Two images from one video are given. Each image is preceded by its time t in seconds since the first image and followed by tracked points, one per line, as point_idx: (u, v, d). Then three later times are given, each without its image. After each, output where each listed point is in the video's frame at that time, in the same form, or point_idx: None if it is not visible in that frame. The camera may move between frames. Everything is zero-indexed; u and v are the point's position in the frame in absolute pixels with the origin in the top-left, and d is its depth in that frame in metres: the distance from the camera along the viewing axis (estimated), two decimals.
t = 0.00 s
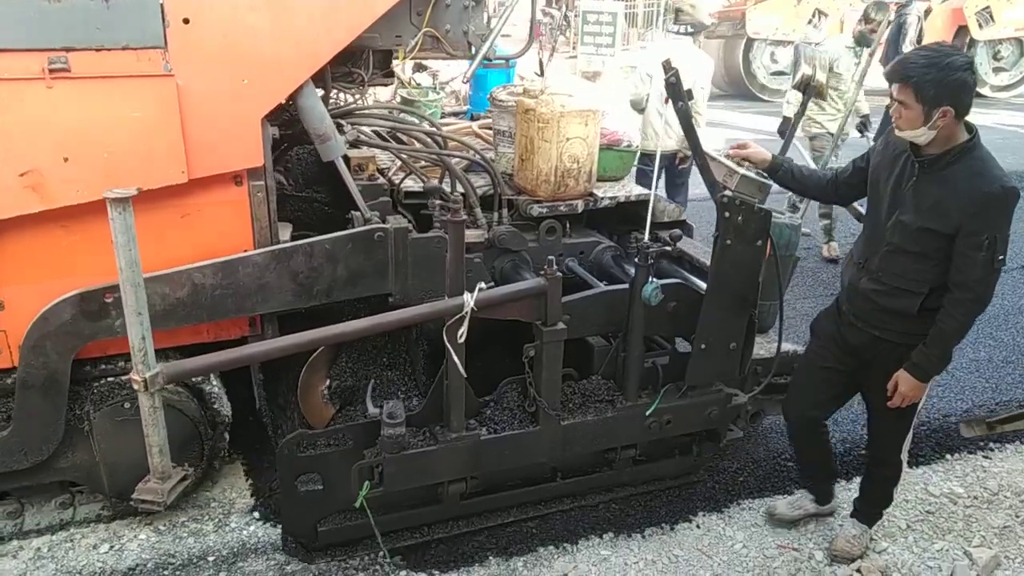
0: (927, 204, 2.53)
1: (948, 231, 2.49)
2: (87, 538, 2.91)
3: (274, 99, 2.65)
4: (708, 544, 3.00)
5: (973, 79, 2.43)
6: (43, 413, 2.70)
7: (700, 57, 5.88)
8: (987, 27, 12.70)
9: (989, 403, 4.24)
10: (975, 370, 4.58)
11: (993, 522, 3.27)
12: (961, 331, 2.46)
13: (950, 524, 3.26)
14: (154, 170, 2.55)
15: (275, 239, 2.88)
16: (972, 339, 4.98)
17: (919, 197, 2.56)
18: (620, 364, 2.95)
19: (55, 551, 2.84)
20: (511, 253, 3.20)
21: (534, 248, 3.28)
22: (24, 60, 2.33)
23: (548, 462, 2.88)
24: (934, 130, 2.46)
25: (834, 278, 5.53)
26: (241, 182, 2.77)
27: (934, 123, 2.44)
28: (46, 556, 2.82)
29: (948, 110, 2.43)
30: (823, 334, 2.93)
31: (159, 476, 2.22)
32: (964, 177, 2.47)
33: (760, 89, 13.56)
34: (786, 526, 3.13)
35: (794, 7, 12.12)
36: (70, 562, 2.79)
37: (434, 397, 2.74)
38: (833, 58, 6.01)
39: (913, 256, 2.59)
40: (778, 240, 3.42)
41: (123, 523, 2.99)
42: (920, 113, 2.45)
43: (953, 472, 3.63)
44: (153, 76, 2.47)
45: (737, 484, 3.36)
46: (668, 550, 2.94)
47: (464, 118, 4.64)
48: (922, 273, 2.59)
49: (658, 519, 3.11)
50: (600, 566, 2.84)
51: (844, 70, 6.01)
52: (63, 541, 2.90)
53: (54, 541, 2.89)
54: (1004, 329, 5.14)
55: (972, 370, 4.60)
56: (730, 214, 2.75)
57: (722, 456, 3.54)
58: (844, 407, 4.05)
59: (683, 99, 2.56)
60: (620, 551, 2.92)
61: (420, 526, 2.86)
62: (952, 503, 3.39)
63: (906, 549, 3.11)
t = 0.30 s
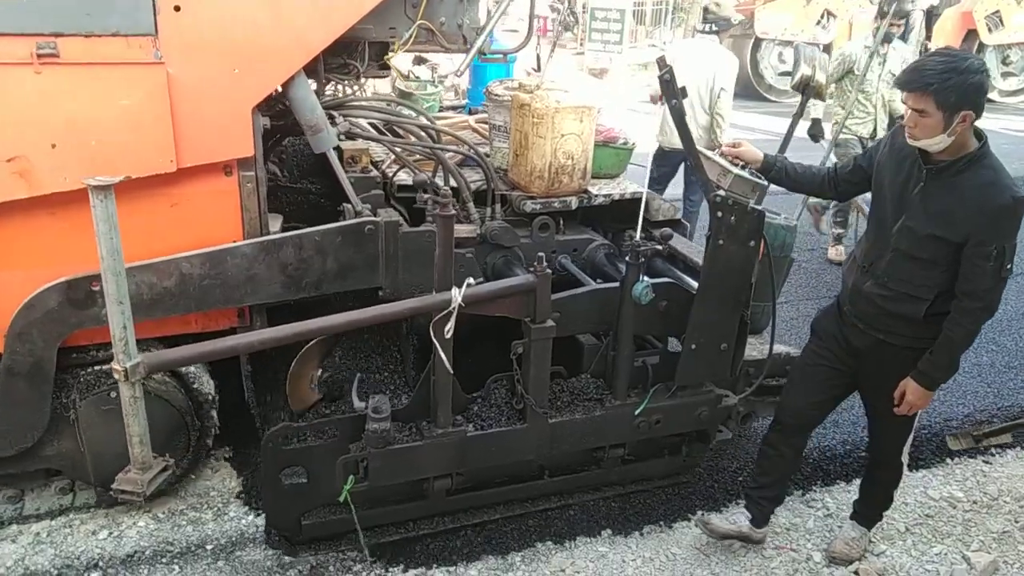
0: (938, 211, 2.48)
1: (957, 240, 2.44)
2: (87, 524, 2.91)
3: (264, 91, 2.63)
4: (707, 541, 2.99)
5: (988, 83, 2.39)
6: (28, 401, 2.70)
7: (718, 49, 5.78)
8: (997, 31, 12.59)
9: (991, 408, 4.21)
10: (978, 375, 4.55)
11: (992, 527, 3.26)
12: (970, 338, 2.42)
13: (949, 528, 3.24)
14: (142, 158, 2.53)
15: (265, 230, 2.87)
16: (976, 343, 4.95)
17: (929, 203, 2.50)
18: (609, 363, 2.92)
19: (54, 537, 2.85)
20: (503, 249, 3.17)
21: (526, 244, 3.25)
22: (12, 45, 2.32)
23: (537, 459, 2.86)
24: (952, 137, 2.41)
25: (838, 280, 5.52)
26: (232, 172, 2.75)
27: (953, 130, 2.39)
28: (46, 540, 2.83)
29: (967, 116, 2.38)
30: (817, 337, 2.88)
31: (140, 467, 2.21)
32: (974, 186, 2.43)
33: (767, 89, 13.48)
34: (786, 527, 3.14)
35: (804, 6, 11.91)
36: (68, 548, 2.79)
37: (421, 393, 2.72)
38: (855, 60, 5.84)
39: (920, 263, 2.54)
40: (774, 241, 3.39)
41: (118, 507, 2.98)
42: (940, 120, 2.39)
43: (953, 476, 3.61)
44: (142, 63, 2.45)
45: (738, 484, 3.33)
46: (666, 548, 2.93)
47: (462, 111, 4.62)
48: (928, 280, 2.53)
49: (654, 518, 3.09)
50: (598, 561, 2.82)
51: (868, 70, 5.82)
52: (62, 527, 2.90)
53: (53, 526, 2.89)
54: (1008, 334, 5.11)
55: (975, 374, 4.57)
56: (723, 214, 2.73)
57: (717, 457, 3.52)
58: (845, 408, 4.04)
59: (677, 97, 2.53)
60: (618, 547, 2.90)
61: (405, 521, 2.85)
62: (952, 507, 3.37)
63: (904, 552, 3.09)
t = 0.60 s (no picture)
0: (937, 224, 2.45)
1: (959, 251, 2.42)
2: (99, 529, 2.92)
3: (256, 100, 2.62)
4: (714, 550, 2.96)
5: (988, 95, 2.36)
6: (22, 409, 2.69)
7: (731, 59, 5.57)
8: (1006, 36, 12.59)
9: (1001, 414, 4.18)
10: (988, 382, 4.51)
11: (1003, 535, 3.23)
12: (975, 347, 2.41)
13: (959, 536, 3.21)
14: (136, 166, 2.53)
15: (260, 236, 2.86)
16: (986, 349, 4.91)
17: (927, 215, 2.48)
18: (604, 371, 2.90)
19: (62, 542, 2.85)
20: (498, 255, 3.17)
21: (522, 251, 3.24)
22: (6, 54, 2.32)
23: (531, 467, 2.84)
24: (952, 150, 2.38)
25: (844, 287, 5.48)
26: (226, 179, 2.75)
27: (954, 143, 2.37)
28: (55, 545, 2.83)
29: (968, 128, 2.36)
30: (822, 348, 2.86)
31: (129, 475, 2.22)
32: (972, 199, 2.40)
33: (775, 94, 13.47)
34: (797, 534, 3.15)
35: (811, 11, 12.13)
36: (78, 553, 2.80)
37: (415, 402, 2.72)
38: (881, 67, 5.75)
39: (925, 275, 2.51)
40: (772, 247, 3.38)
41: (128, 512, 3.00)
42: (940, 133, 2.36)
43: (963, 483, 3.58)
44: (135, 72, 2.45)
45: (746, 491, 3.31)
46: (674, 555, 2.90)
47: (462, 118, 4.62)
48: (933, 290, 2.51)
49: (662, 524, 3.07)
50: (605, 568, 2.80)
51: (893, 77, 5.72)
52: (70, 532, 2.90)
53: (62, 531, 2.89)
54: (1019, 340, 5.07)
55: (985, 381, 4.53)
56: (718, 221, 2.70)
57: (721, 464, 3.49)
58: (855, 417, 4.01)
59: (671, 103, 2.53)
60: (625, 554, 2.89)
61: (399, 530, 2.83)
62: (961, 515, 3.35)
63: (914, 559, 3.07)
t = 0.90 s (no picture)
0: (925, 238, 2.44)
1: (944, 264, 2.41)
2: (103, 534, 2.97)
3: (251, 105, 2.63)
4: (720, 560, 2.94)
5: (961, 106, 2.35)
6: (15, 414, 2.69)
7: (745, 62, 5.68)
8: (1014, 46, 12.73)
9: (1009, 425, 4.15)
10: (995, 392, 4.49)
11: (1010, 547, 3.22)
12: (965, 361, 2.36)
13: (966, 547, 3.21)
14: (129, 172, 2.53)
15: (254, 243, 2.86)
16: (993, 359, 4.89)
17: (914, 231, 2.47)
18: (598, 380, 2.89)
19: (69, 545, 2.91)
20: (494, 263, 3.17)
21: (518, 259, 3.23)
22: None
23: (524, 477, 2.82)
24: (929, 162, 2.37)
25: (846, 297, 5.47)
26: (219, 186, 2.75)
27: (930, 155, 2.35)
28: (61, 549, 2.88)
29: (943, 140, 2.34)
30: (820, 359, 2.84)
31: (115, 482, 2.23)
32: (955, 211, 2.39)
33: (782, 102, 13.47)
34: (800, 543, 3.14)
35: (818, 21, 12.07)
36: (84, 557, 2.85)
37: (407, 411, 2.71)
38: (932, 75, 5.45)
39: (914, 290, 2.49)
40: (767, 256, 3.36)
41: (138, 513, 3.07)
42: (916, 147, 2.35)
43: (970, 494, 3.57)
44: (128, 78, 2.46)
45: (752, 500, 3.29)
46: (679, 564, 2.88)
47: (461, 125, 4.61)
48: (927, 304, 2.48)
49: (667, 534, 3.05)
50: None
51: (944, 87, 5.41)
52: (76, 536, 2.95)
53: (69, 535, 2.95)
54: None
55: (992, 391, 4.50)
56: (711, 230, 2.70)
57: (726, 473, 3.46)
58: (859, 425, 3.99)
59: (663, 112, 2.52)
60: (630, 562, 2.88)
61: (390, 539, 2.81)
62: (969, 526, 3.34)
63: (920, 570, 3.07)
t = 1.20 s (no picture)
0: (882, 242, 2.47)
1: (904, 266, 2.42)
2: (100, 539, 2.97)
3: (237, 112, 2.63)
4: (716, 568, 2.94)
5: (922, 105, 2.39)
6: None
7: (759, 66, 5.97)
8: (1018, 55, 12.63)
9: (1007, 436, 4.14)
10: (993, 403, 4.47)
11: (1007, 557, 3.22)
12: (919, 364, 2.39)
13: (963, 557, 3.20)
14: (114, 180, 2.53)
15: (239, 251, 2.86)
16: (991, 370, 4.87)
17: (874, 234, 2.49)
18: (584, 391, 2.89)
19: (66, 551, 2.90)
20: (481, 272, 3.15)
21: (506, 268, 3.22)
22: None
23: (508, 486, 2.81)
24: (890, 162, 2.41)
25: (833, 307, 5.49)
26: (205, 194, 2.76)
27: (890, 154, 2.40)
28: (58, 554, 2.88)
29: (902, 140, 2.39)
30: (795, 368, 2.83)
31: (93, 490, 2.22)
32: (917, 213, 2.40)
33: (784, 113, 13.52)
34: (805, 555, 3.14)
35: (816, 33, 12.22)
36: (80, 562, 2.85)
37: (390, 419, 2.69)
38: (964, 83, 5.26)
39: (876, 297, 2.52)
40: (757, 267, 3.35)
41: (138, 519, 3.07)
42: (875, 146, 2.39)
43: (968, 504, 3.56)
44: (114, 86, 2.46)
45: (749, 508, 3.29)
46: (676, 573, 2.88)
47: (454, 135, 4.62)
48: (895, 312, 2.51)
49: (664, 542, 3.05)
50: None
51: (972, 96, 5.29)
52: (74, 541, 2.95)
53: (66, 540, 2.95)
54: None
55: (990, 402, 4.49)
56: (697, 240, 2.69)
57: (706, 483, 3.44)
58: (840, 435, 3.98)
59: (648, 122, 2.52)
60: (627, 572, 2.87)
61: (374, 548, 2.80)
62: (966, 536, 3.34)
63: None
